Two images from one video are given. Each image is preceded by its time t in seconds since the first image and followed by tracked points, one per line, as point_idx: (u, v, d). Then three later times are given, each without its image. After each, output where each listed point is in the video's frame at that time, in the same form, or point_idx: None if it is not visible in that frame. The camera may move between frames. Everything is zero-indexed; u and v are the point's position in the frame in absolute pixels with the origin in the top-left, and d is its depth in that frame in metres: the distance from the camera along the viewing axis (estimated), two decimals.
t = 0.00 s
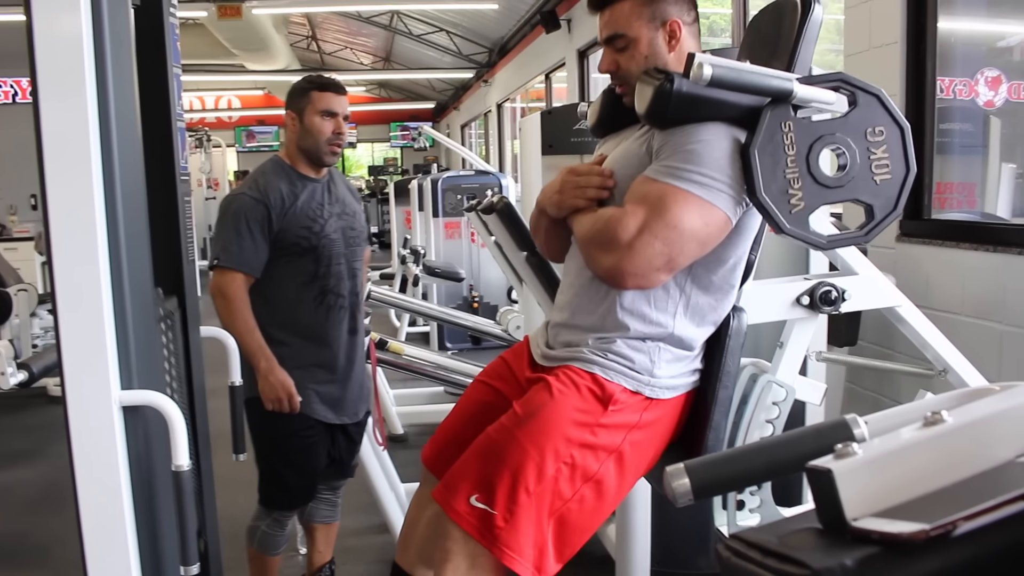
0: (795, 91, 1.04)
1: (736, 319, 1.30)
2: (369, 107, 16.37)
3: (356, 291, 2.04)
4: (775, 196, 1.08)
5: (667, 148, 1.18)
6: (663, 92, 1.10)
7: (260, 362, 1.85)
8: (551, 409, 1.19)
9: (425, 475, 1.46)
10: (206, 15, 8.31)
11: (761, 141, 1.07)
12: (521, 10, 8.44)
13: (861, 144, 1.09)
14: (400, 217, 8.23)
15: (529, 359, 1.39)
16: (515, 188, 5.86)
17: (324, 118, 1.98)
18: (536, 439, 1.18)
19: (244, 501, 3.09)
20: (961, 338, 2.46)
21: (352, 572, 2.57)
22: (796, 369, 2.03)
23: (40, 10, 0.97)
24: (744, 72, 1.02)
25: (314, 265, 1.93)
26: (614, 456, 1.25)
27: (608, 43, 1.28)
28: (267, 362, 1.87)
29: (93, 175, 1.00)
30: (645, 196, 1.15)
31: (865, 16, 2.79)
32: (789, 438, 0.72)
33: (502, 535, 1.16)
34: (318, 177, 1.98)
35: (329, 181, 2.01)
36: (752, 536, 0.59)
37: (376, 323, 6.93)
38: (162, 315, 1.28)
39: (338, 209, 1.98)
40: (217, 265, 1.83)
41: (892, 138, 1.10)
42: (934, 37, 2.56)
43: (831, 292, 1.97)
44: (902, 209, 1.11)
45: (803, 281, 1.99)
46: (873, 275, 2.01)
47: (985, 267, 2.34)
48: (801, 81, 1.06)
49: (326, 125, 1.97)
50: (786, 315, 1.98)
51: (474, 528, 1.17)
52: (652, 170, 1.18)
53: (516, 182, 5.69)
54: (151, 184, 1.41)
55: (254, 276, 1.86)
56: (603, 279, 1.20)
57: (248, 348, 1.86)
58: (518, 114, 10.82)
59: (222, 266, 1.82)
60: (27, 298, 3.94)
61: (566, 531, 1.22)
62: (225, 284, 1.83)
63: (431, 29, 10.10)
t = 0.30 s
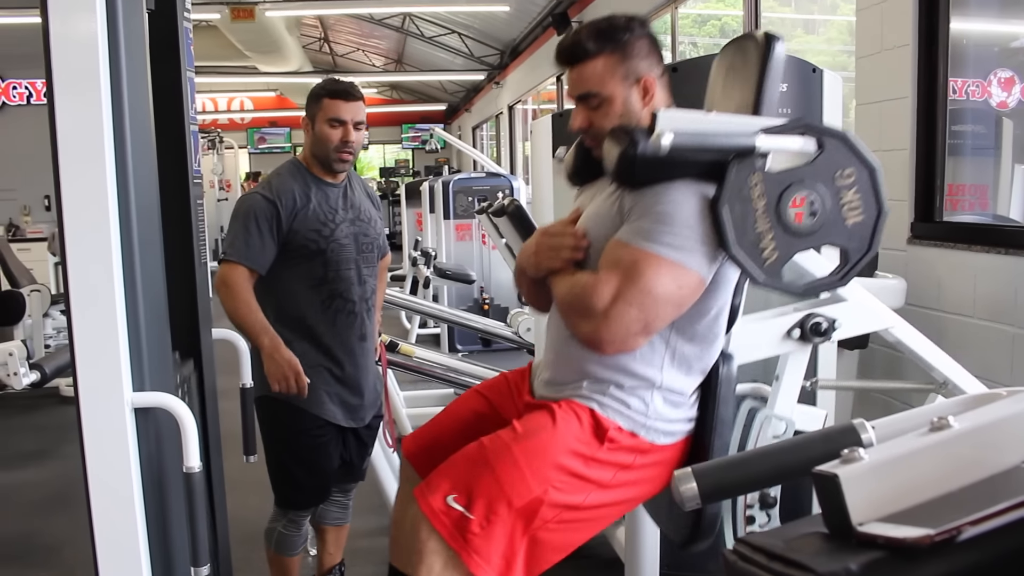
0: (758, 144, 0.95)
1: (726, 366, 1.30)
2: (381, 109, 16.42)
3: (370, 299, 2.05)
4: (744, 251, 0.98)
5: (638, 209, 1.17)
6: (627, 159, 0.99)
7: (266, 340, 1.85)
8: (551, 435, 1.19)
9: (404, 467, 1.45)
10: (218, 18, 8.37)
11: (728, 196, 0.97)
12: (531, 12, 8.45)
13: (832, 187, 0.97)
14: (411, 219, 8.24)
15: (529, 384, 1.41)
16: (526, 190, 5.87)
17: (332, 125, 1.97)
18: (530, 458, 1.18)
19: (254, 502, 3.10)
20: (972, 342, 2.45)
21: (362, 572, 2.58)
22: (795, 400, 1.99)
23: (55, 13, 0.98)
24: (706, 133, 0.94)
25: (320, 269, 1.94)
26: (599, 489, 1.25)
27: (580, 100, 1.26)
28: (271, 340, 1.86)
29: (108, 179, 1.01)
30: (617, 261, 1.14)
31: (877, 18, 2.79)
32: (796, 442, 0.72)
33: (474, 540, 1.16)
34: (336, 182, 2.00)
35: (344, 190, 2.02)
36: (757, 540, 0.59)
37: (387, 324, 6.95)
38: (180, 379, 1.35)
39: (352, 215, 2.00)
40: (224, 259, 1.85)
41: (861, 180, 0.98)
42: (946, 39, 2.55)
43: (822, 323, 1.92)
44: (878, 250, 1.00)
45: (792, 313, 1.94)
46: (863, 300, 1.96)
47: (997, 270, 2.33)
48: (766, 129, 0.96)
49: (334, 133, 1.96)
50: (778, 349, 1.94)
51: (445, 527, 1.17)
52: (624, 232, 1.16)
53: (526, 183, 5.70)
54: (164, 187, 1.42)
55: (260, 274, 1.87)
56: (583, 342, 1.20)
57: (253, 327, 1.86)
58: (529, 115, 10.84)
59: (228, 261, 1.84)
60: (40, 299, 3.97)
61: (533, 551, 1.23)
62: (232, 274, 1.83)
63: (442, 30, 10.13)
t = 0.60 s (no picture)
0: (714, 193, 1.07)
1: (705, 407, 1.33)
2: (375, 110, 16.41)
3: (359, 300, 2.05)
4: (709, 297, 1.09)
5: (600, 266, 1.19)
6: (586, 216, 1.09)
7: (257, 316, 1.78)
8: (540, 457, 1.21)
9: (388, 471, 1.46)
10: (213, 19, 8.35)
11: (688, 248, 1.08)
12: (526, 14, 8.45)
13: (789, 230, 1.09)
14: (405, 221, 8.23)
15: (513, 410, 1.42)
16: (520, 192, 5.87)
17: (309, 131, 1.95)
18: (516, 474, 1.19)
19: (247, 504, 3.10)
20: (964, 343, 2.46)
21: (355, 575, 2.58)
22: (778, 425, 1.99)
23: (49, 14, 0.98)
24: (656, 195, 1.03)
25: (309, 271, 1.94)
26: (581, 519, 1.24)
27: (545, 153, 1.31)
28: (265, 317, 1.80)
29: (100, 184, 1.01)
30: (583, 319, 1.16)
31: (870, 20, 2.80)
32: (784, 444, 0.73)
33: (450, 544, 1.16)
34: (319, 183, 2.00)
35: (329, 190, 2.02)
36: (746, 541, 0.59)
37: (381, 326, 6.94)
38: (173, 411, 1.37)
39: (340, 216, 2.01)
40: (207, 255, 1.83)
41: (819, 220, 1.10)
42: (937, 41, 2.57)
43: (799, 349, 1.94)
44: (839, 288, 1.12)
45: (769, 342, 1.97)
46: (838, 322, 2.00)
47: (988, 271, 2.34)
48: (718, 183, 1.09)
49: (310, 138, 1.95)
50: (756, 378, 1.96)
51: (421, 528, 1.17)
52: (590, 289, 1.18)
53: (521, 185, 5.71)
54: (157, 191, 1.42)
55: (244, 270, 1.86)
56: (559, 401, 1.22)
57: (242, 305, 1.80)
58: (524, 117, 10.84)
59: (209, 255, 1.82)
60: (34, 302, 3.95)
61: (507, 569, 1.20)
62: (216, 264, 1.81)
63: (437, 32, 10.12)
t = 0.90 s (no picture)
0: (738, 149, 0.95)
1: (709, 370, 1.31)
2: (369, 110, 16.39)
3: (341, 301, 2.05)
4: (724, 256, 0.95)
5: (620, 217, 1.18)
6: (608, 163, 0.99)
7: (257, 312, 1.70)
8: (536, 436, 1.20)
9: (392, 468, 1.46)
10: (206, 18, 8.33)
11: (708, 203, 0.95)
12: (520, 14, 8.46)
13: (810, 194, 0.95)
14: (399, 221, 8.22)
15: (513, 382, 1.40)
16: (514, 192, 5.87)
17: (286, 128, 1.92)
18: (514, 457, 1.19)
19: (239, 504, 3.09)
20: (956, 344, 2.47)
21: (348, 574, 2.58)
22: (778, 402, 2.01)
23: (39, 11, 0.98)
24: (687, 143, 0.94)
25: (292, 274, 1.93)
26: (584, 488, 1.26)
27: (570, 102, 1.28)
28: (265, 312, 1.72)
29: (92, 185, 1.01)
30: (599, 268, 1.15)
31: (862, 22, 2.81)
32: (775, 441, 0.73)
33: (458, 537, 1.17)
34: (296, 181, 1.97)
35: (305, 187, 1.99)
36: (736, 537, 0.59)
37: (374, 326, 6.93)
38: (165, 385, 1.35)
39: (318, 216, 1.98)
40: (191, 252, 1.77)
41: (841, 188, 0.96)
42: (930, 44, 2.58)
43: (805, 326, 1.91)
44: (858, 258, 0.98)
45: (775, 316, 1.94)
46: (845, 301, 1.96)
47: (980, 273, 2.36)
48: (744, 138, 0.96)
49: (287, 135, 1.91)
50: (761, 353, 1.93)
51: (429, 526, 1.18)
52: (606, 239, 1.17)
53: (514, 186, 5.71)
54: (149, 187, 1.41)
55: (228, 272, 1.81)
56: (568, 347, 1.21)
57: (239, 300, 1.72)
58: (518, 118, 10.85)
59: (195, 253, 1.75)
60: (26, 300, 3.94)
61: (518, 548, 1.23)
62: (205, 265, 1.75)
63: (431, 32, 10.12)
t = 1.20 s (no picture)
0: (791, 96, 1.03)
1: (728, 322, 1.32)
2: (370, 106, 16.38)
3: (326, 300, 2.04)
4: (769, 202, 1.03)
5: (664, 150, 1.16)
6: (661, 95, 1.07)
7: (262, 328, 1.71)
8: (545, 413, 1.19)
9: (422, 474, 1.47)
10: (208, 12, 8.31)
11: (757, 146, 1.04)
12: (522, 13, 8.45)
13: (857, 151, 1.04)
14: (399, 217, 8.22)
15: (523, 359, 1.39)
16: (513, 191, 5.87)
17: (269, 123, 1.87)
18: (528, 438, 1.18)
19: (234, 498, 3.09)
20: (953, 349, 2.48)
21: (341, 570, 2.58)
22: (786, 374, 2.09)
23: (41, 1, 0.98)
24: (743, 76, 1.03)
25: (278, 280, 1.92)
26: (605, 453, 1.25)
27: (622, 44, 1.26)
28: (268, 327, 1.73)
29: (91, 174, 1.01)
30: (640, 197, 1.13)
31: (864, 26, 2.81)
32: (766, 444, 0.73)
33: (498, 535, 1.18)
34: (275, 179, 1.93)
35: (286, 183, 1.95)
36: (725, 539, 0.60)
37: (371, 322, 6.94)
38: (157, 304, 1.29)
39: (299, 216, 1.95)
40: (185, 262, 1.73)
41: (887, 147, 1.05)
42: (931, 49, 2.58)
43: (824, 298, 2.01)
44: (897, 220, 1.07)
45: (795, 287, 2.03)
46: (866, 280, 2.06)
47: (977, 279, 2.36)
48: (798, 88, 1.04)
49: (271, 132, 1.86)
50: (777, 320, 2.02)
51: (468, 529, 1.18)
52: (649, 170, 1.16)
53: (514, 184, 5.71)
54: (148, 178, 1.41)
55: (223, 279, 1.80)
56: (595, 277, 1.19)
57: (241, 317, 1.72)
58: (518, 117, 10.85)
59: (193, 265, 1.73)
60: (23, 290, 3.93)
61: (560, 529, 1.23)
62: (205, 278, 1.73)
63: (434, 29, 10.11)
